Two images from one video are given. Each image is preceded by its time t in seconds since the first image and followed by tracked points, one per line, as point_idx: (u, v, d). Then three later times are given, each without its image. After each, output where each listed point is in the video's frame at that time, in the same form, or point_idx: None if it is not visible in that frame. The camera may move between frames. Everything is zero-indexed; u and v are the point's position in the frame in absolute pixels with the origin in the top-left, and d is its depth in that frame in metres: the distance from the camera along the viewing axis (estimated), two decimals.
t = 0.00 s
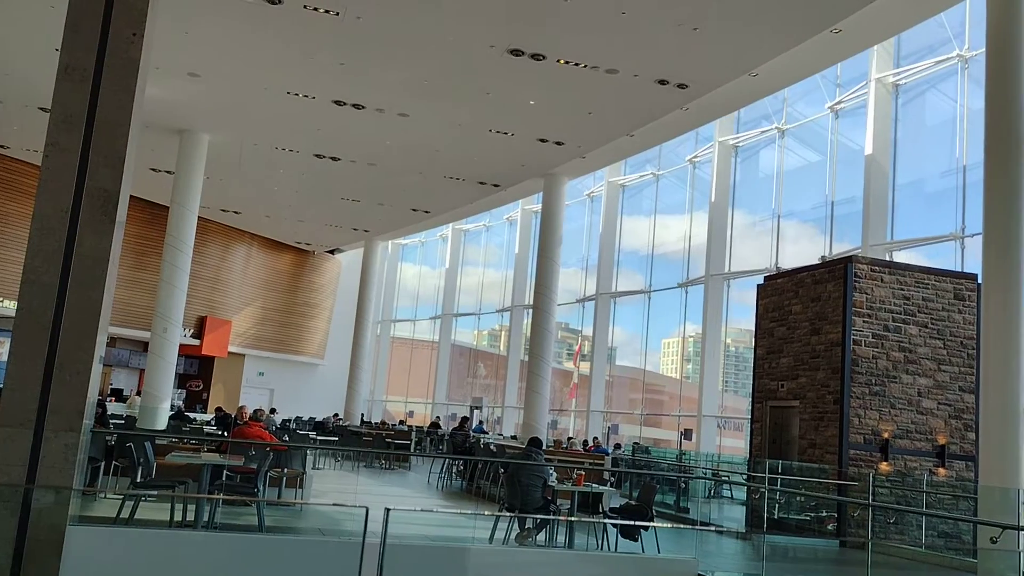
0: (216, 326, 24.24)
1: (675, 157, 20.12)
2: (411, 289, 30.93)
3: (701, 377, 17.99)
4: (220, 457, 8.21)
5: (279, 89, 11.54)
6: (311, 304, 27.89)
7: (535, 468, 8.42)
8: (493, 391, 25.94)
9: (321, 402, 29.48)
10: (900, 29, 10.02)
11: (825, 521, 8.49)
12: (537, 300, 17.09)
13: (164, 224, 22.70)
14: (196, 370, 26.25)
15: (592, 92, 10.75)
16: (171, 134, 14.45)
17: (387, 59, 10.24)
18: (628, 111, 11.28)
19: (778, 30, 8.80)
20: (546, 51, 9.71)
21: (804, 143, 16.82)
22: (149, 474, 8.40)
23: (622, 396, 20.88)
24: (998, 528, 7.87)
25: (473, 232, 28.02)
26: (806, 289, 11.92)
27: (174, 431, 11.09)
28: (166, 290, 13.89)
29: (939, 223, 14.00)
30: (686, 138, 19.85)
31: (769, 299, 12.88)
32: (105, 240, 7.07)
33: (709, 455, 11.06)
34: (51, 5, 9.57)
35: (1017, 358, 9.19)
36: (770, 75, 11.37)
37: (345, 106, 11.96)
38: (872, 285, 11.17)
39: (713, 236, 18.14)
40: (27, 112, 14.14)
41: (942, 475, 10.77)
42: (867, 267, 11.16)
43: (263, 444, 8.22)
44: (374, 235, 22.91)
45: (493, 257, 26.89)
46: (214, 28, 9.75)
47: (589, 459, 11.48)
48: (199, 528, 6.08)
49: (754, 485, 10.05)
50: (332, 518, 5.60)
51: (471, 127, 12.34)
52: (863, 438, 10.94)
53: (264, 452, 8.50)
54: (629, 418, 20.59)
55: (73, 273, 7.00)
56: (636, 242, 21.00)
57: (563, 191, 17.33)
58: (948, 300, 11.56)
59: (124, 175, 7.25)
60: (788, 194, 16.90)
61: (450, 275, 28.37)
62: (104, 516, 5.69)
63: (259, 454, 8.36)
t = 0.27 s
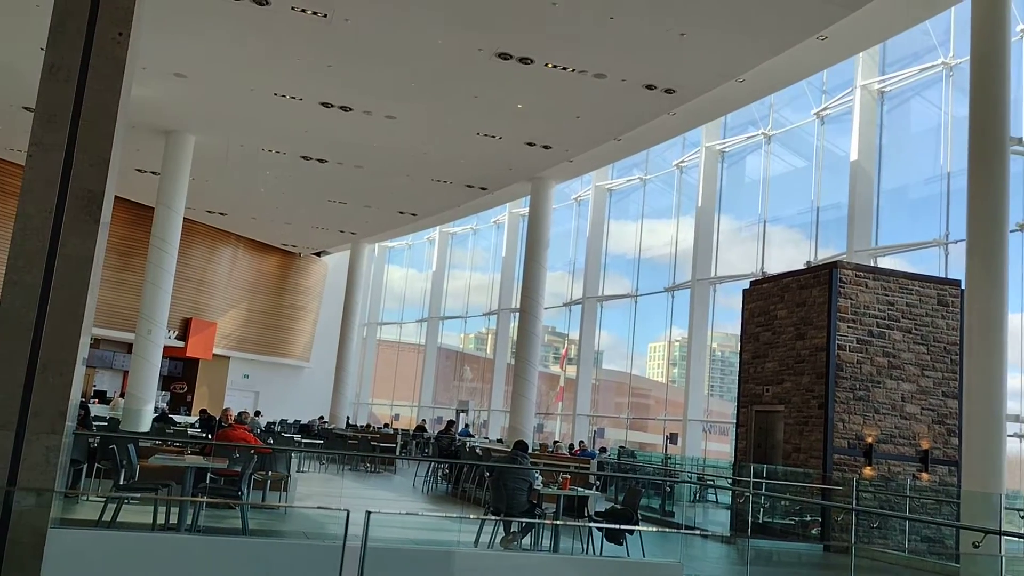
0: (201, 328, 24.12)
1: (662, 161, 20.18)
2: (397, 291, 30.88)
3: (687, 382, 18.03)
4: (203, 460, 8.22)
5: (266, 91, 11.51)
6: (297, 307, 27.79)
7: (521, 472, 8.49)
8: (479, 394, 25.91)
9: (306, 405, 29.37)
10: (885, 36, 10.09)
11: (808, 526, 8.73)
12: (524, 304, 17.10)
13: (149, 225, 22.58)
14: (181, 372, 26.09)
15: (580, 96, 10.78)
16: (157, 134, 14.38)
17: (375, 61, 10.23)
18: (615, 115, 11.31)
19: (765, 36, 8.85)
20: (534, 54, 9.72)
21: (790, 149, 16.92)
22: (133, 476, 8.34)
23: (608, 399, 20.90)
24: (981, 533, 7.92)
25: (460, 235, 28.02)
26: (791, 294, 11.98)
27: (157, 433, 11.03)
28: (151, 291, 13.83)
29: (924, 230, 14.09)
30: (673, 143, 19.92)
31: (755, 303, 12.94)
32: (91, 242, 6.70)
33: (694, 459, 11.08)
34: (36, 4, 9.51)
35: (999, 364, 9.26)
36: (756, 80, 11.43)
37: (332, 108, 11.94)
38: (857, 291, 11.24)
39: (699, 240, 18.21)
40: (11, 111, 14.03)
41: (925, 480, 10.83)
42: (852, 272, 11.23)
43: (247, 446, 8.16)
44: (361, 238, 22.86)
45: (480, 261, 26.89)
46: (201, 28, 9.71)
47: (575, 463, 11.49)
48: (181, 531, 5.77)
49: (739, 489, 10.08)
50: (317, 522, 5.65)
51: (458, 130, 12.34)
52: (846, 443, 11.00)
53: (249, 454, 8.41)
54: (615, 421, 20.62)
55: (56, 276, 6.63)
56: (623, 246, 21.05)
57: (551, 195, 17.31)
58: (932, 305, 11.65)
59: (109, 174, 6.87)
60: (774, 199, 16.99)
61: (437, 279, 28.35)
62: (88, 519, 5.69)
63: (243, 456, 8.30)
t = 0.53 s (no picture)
0: (186, 329, 24.00)
1: (649, 165, 20.24)
2: (383, 293, 30.82)
3: (673, 384, 18.08)
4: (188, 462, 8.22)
5: (252, 91, 11.47)
6: (283, 308, 27.68)
7: (507, 474, 8.54)
8: (466, 397, 25.89)
9: (292, 407, 29.24)
10: (871, 42, 10.15)
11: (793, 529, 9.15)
12: (511, 306, 17.10)
13: (133, 226, 22.45)
14: (166, 374, 25.86)
15: (566, 99, 10.80)
16: (142, 135, 14.30)
17: (362, 63, 10.21)
18: (602, 118, 11.34)
19: (751, 40, 8.88)
20: (522, 57, 9.73)
21: (775, 153, 17.01)
22: (116, 479, 8.09)
23: (595, 402, 20.93)
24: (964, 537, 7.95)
25: (447, 237, 28.01)
26: (776, 297, 12.04)
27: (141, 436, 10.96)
28: (135, 292, 13.78)
29: (908, 234, 14.18)
30: (660, 147, 19.98)
31: (740, 307, 13.00)
32: (74, 244, 6.61)
33: (680, 462, 11.11)
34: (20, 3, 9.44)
35: (982, 369, 9.32)
36: (743, 85, 11.47)
37: (319, 110, 11.90)
38: (841, 294, 11.31)
39: (685, 243, 18.28)
40: None
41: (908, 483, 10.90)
42: (836, 276, 11.29)
43: (233, 449, 8.11)
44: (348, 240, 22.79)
45: (467, 263, 26.89)
46: (187, 29, 9.67)
47: (562, 466, 11.50)
48: (164, 535, 5.82)
49: (724, 492, 10.12)
50: (302, 525, 5.45)
51: (445, 133, 12.33)
52: (830, 446, 11.06)
53: (233, 457, 8.29)
54: (601, 424, 20.65)
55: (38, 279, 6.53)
56: (610, 249, 21.10)
57: (538, 198, 17.37)
58: (916, 309, 11.73)
59: (93, 175, 6.79)
60: (759, 203, 17.07)
61: (423, 281, 28.31)
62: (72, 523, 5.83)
63: (228, 458, 8.20)
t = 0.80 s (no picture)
0: (170, 331, 23.88)
1: (636, 168, 20.31)
2: (370, 295, 30.77)
3: (659, 387, 18.13)
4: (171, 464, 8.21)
5: (238, 92, 11.43)
6: (268, 310, 27.59)
7: (492, 478, 8.41)
8: (452, 400, 25.86)
9: (277, 409, 29.12)
10: (854, 48, 10.23)
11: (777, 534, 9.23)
12: (497, 309, 17.10)
13: (117, 227, 22.32)
14: (149, 376, 25.81)
15: (552, 103, 10.83)
16: (126, 135, 14.23)
17: (348, 64, 10.20)
18: (589, 122, 11.37)
19: (737, 45, 8.93)
20: (508, 60, 9.75)
21: (760, 157, 17.10)
22: (97, 482, 8.14)
23: (580, 405, 20.97)
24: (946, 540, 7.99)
25: (433, 240, 27.99)
26: (761, 300, 12.10)
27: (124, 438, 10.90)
28: (119, 293, 13.71)
29: (892, 239, 14.28)
30: (646, 150, 20.05)
31: (726, 310, 13.05)
32: (56, 245, 6.55)
33: (665, 465, 11.13)
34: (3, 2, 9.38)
35: (965, 373, 9.39)
36: (729, 89, 11.53)
37: (305, 111, 11.88)
38: (826, 298, 11.37)
39: (671, 247, 18.34)
40: None
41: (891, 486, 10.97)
42: (821, 280, 11.35)
43: (217, 451, 7.79)
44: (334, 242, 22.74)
45: (453, 266, 26.87)
46: (173, 29, 9.63)
47: (547, 468, 11.50)
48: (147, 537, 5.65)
49: (708, 495, 10.15)
50: (285, 527, 5.36)
51: (432, 135, 12.33)
52: (814, 449, 11.11)
53: (217, 459, 7.97)
54: (587, 427, 20.68)
55: (20, 279, 6.46)
56: (596, 252, 21.15)
57: (524, 200, 17.38)
58: (899, 313, 11.81)
59: (76, 176, 6.74)
60: (745, 207, 17.15)
61: (410, 283, 28.28)
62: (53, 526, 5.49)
63: (212, 460, 7.94)
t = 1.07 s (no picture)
0: (154, 330, 23.74)
1: (623, 170, 20.35)
2: (356, 296, 30.70)
3: (646, 389, 18.16)
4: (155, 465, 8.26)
5: (224, 91, 11.38)
6: (254, 310, 27.49)
7: (479, 478, 8.34)
8: (438, 400, 25.83)
9: (262, 410, 28.98)
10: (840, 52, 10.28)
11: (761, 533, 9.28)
12: (484, 310, 17.08)
13: (102, 226, 22.19)
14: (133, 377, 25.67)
15: (540, 104, 10.84)
16: (111, 134, 14.14)
17: (335, 64, 10.16)
18: (576, 123, 11.38)
19: (724, 47, 8.97)
20: (496, 61, 9.75)
21: (747, 159, 17.16)
22: (81, 482, 8.16)
23: (567, 406, 20.98)
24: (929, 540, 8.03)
25: (421, 240, 27.97)
26: (747, 302, 12.15)
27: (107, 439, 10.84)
28: (103, 293, 13.63)
29: (878, 242, 14.36)
30: (634, 152, 20.10)
31: (712, 312, 13.10)
32: (39, 244, 6.47)
33: (651, 466, 11.14)
34: None
35: (949, 374, 9.45)
36: (716, 92, 11.57)
37: (292, 111, 11.84)
38: (811, 300, 11.43)
39: (658, 249, 18.39)
40: None
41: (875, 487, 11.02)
42: (806, 283, 11.41)
43: (202, 451, 8.03)
44: (321, 241, 22.68)
45: (440, 266, 26.84)
46: (158, 26, 9.57)
47: (532, 470, 11.50)
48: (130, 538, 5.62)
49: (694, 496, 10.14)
50: (270, 529, 5.35)
51: (419, 135, 12.30)
52: (799, 450, 11.15)
53: (202, 460, 8.14)
54: (573, 428, 20.69)
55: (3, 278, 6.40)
56: (583, 253, 21.18)
57: (511, 201, 17.38)
58: (883, 316, 11.89)
59: (60, 174, 6.65)
60: (732, 209, 17.21)
61: (397, 283, 28.24)
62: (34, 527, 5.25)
63: (195, 462, 8.12)
